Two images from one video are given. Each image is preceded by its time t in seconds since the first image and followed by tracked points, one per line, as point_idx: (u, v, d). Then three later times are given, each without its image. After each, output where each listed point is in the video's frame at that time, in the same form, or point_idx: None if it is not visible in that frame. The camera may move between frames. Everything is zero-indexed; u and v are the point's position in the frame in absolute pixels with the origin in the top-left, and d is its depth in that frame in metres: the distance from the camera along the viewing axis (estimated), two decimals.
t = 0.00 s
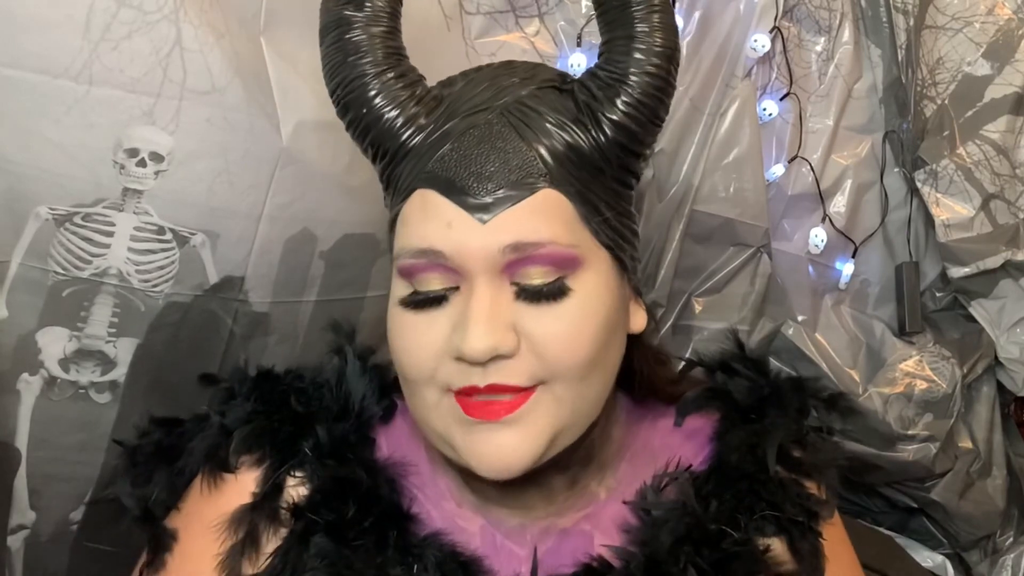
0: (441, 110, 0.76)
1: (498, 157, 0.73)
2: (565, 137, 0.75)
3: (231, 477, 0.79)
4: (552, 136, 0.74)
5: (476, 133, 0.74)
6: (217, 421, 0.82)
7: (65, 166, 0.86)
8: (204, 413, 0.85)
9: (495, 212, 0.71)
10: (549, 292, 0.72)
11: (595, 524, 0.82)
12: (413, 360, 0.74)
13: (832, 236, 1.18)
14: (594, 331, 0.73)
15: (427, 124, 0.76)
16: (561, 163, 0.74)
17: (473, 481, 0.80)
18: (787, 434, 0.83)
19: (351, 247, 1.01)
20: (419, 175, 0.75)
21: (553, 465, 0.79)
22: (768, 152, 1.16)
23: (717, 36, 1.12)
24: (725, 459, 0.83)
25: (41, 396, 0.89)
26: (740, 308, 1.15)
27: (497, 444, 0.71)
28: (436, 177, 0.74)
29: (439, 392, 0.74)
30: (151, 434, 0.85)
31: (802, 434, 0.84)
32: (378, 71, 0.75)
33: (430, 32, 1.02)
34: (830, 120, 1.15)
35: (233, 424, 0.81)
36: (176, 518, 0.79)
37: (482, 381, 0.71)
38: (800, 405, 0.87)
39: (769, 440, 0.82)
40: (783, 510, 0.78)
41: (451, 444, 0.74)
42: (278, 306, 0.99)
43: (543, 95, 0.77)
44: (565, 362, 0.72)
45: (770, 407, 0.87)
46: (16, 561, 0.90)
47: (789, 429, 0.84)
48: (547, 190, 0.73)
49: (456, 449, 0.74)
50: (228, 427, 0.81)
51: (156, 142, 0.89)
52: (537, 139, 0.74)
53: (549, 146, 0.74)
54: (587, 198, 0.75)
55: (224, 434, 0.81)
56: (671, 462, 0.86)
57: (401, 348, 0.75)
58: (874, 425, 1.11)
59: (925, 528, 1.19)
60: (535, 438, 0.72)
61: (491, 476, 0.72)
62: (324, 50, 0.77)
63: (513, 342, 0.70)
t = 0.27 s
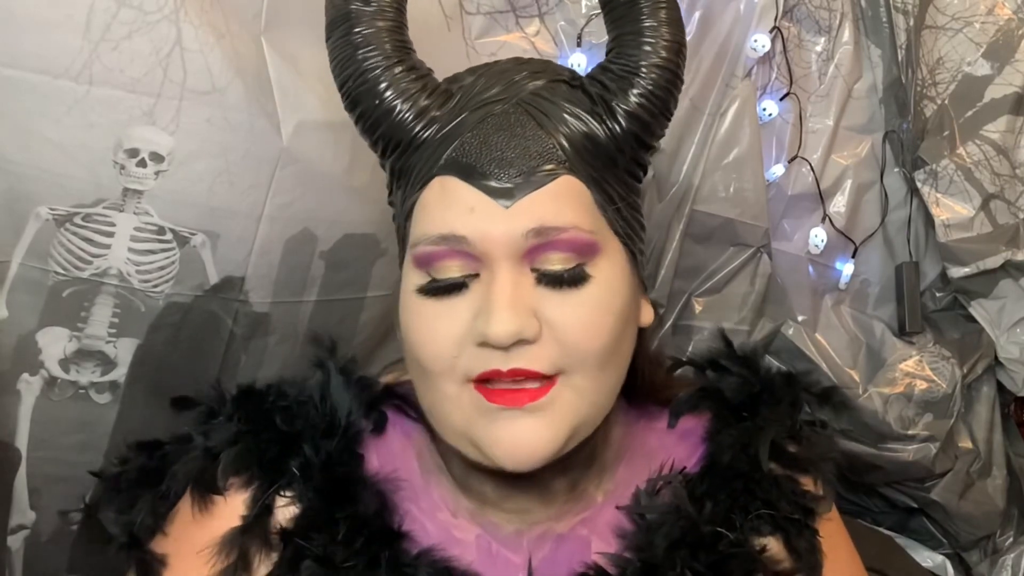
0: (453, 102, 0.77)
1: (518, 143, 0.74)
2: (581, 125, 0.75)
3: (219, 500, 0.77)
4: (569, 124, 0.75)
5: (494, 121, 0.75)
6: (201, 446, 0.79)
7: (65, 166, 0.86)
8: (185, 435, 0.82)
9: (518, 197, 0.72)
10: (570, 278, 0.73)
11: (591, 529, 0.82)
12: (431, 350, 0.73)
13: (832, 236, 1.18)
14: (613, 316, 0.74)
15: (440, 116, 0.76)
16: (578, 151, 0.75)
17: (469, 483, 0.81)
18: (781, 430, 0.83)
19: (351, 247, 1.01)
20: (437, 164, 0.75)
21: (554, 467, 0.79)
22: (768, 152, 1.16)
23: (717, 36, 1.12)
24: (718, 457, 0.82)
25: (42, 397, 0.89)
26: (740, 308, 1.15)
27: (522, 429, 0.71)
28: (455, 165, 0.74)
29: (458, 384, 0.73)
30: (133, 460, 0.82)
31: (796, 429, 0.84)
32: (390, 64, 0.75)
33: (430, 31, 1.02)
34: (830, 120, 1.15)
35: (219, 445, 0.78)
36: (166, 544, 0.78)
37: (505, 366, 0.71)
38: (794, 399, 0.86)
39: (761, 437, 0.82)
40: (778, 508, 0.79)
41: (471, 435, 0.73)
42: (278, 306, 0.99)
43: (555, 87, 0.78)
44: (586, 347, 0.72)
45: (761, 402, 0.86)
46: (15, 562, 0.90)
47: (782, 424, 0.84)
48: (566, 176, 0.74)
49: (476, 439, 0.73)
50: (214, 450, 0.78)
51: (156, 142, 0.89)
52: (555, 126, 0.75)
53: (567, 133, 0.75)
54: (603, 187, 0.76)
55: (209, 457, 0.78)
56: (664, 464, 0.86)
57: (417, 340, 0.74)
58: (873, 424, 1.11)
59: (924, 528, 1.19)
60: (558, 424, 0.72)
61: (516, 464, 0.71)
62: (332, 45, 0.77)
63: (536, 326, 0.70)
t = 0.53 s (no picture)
0: (463, 102, 0.77)
1: (529, 144, 0.74)
2: (592, 129, 0.76)
3: (207, 509, 0.77)
4: (580, 126, 0.76)
5: (505, 122, 0.75)
6: (188, 449, 0.79)
7: (65, 167, 0.86)
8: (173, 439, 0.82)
9: (528, 195, 0.72)
10: (580, 279, 0.73)
11: (585, 543, 0.82)
12: (435, 350, 0.72)
13: (832, 236, 1.18)
14: (619, 322, 0.74)
15: (450, 116, 0.76)
16: (589, 154, 0.75)
17: (463, 494, 0.81)
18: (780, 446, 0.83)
19: (351, 248, 1.01)
20: (447, 162, 0.75)
21: (550, 478, 0.79)
22: (768, 152, 1.15)
23: (718, 36, 1.12)
24: (718, 471, 0.83)
25: (42, 397, 0.89)
26: (740, 308, 1.15)
27: (524, 432, 0.70)
28: (465, 164, 0.74)
29: (459, 386, 0.72)
30: (118, 463, 0.82)
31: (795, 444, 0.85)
32: (402, 62, 0.75)
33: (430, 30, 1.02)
34: (830, 120, 1.16)
35: (207, 453, 0.78)
36: (153, 553, 0.78)
37: (510, 364, 0.70)
38: (793, 413, 0.85)
39: (761, 454, 0.82)
40: (776, 525, 0.79)
41: (469, 440, 0.72)
42: (278, 306, 0.99)
43: (566, 91, 0.78)
44: (592, 352, 0.72)
45: (760, 416, 0.86)
46: (16, 562, 0.90)
47: (781, 440, 0.83)
48: (577, 177, 0.74)
49: (475, 441, 0.71)
50: (202, 458, 0.78)
51: (156, 142, 0.89)
52: (567, 128, 0.75)
53: (578, 135, 0.75)
54: (613, 192, 0.77)
55: (196, 463, 0.78)
56: (661, 479, 0.86)
57: (419, 340, 0.73)
58: (874, 425, 1.11)
59: (924, 528, 1.19)
60: (559, 428, 0.71)
61: (515, 469, 0.70)
62: (343, 41, 0.77)
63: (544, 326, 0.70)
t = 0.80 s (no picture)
0: (463, 114, 0.76)
1: (526, 160, 0.73)
2: (593, 144, 0.75)
3: (204, 518, 0.77)
4: (580, 141, 0.75)
5: (503, 137, 0.74)
6: (184, 456, 0.79)
7: (65, 167, 0.86)
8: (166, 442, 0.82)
9: (523, 217, 0.71)
10: (577, 301, 0.73)
11: (585, 560, 0.82)
12: (429, 369, 0.72)
13: (832, 236, 1.18)
14: (616, 346, 0.74)
15: (449, 127, 0.76)
16: (588, 171, 0.75)
17: (461, 511, 0.81)
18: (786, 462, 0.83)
19: (351, 248, 1.01)
20: (444, 177, 0.74)
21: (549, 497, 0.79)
22: (768, 152, 1.15)
23: (718, 36, 1.12)
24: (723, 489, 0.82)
25: (42, 397, 0.89)
26: (740, 308, 1.15)
27: (516, 457, 0.70)
28: (460, 181, 0.73)
29: (452, 409, 0.72)
30: (109, 467, 0.81)
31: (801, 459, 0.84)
32: (402, 71, 0.75)
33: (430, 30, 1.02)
34: (830, 120, 1.16)
35: (203, 461, 0.78)
36: (144, 560, 0.77)
37: (501, 390, 0.70)
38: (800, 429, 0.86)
39: (766, 471, 0.82)
40: (780, 543, 0.78)
41: (462, 464, 0.72)
42: (278, 306, 0.99)
43: (569, 103, 0.78)
44: (586, 377, 0.72)
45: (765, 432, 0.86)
46: (16, 562, 0.90)
47: (788, 456, 0.83)
48: (574, 197, 0.73)
49: (467, 466, 0.72)
50: (198, 465, 0.78)
51: (156, 142, 0.89)
52: (566, 144, 0.74)
53: (577, 151, 0.75)
54: (612, 209, 0.76)
55: (192, 470, 0.78)
56: (663, 496, 0.86)
57: (413, 360, 0.74)
58: (874, 425, 1.11)
59: (923, 527, 1.19)
60: (551, 459, 0.71)
61: (504, 498, 0.70)
62: (343, 47, 0.77)
63: (536, 350, 0.70)
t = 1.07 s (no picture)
0: (450, 139, 0.75)
1: (512, 194, 0.72)
2: (582, 174, 0.74)
3: (207, 529, 0.77)
4: (567, 172, 0.74)
5: (488, 170, 0.73)
6: (187, 466, 0.79)
7: (66, 167, 0.86)
8: (170, 449, 0.83)
9: (507, 259, 0.70)
10: (565, 341, 0.72)
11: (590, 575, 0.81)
12: (416, 409, 0.73)
13: (832, 236, 1.18)
14: (606, 384, 0.72)
15: (435, 153, 0.75)
16: (576, 203, 0.73)
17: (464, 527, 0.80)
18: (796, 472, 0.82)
19: (351, 248, 1.01)
20: (429, 209, 0.74)
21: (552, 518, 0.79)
22: (768, 152, 1.15)
23: (718, 36, 1.12)
24: (730, 500, 0.82)
25: (42, 397, 0.89)
26: (740, 308, 1.14)
27: (499, 501, 0.70)
28: (442, 218, 0.73)
29: (438, 446, 0.72)
30: (113, 475, 0.83)
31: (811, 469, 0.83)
32: (385, 94, 0.74)
33: (430, 29, 1.02)
34: (830, 120, 1.16)
35: (208, 471, 0.78)
36: (148, 568, 0.78)
37: (486, 438, 0.70)
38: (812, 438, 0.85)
39: (775, 481, 0.81)
40: (790, 553, 0.77)
41: (451, 499, 0.73)
42: (278, 306, 0.99)
43: (562, 125, 0.76)
44: (574, 420, 0.71)
45: (773, 441, 0.85)
46: (16, 562, 0.90)
47: (796, 465, 0.83)
48: (562, 234, 0.72)
49: (455, 503, 0.72)
50: (200, 476, 0.78)
51: (156, 142, 0.89)
52: (554, 177, 0.73)
53: (566, 185, 0.73)
54: (604, 238, 0.75)
55: (194, 481, 0.78)
56: (669, 508, 0.86)
57: (402, 394, 0.74)
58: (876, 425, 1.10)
59: (923, 527, 1.18)
60: (537, 501, 0.71)
61: (492, 530, 0.70)
62: (325, 64, 0.75)
63: (522, 398, 0.69)
